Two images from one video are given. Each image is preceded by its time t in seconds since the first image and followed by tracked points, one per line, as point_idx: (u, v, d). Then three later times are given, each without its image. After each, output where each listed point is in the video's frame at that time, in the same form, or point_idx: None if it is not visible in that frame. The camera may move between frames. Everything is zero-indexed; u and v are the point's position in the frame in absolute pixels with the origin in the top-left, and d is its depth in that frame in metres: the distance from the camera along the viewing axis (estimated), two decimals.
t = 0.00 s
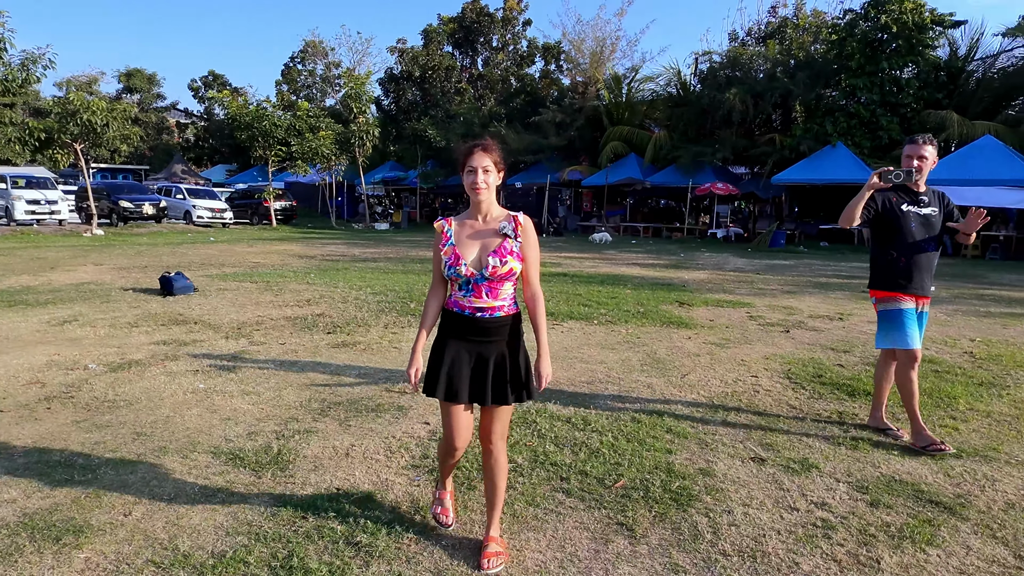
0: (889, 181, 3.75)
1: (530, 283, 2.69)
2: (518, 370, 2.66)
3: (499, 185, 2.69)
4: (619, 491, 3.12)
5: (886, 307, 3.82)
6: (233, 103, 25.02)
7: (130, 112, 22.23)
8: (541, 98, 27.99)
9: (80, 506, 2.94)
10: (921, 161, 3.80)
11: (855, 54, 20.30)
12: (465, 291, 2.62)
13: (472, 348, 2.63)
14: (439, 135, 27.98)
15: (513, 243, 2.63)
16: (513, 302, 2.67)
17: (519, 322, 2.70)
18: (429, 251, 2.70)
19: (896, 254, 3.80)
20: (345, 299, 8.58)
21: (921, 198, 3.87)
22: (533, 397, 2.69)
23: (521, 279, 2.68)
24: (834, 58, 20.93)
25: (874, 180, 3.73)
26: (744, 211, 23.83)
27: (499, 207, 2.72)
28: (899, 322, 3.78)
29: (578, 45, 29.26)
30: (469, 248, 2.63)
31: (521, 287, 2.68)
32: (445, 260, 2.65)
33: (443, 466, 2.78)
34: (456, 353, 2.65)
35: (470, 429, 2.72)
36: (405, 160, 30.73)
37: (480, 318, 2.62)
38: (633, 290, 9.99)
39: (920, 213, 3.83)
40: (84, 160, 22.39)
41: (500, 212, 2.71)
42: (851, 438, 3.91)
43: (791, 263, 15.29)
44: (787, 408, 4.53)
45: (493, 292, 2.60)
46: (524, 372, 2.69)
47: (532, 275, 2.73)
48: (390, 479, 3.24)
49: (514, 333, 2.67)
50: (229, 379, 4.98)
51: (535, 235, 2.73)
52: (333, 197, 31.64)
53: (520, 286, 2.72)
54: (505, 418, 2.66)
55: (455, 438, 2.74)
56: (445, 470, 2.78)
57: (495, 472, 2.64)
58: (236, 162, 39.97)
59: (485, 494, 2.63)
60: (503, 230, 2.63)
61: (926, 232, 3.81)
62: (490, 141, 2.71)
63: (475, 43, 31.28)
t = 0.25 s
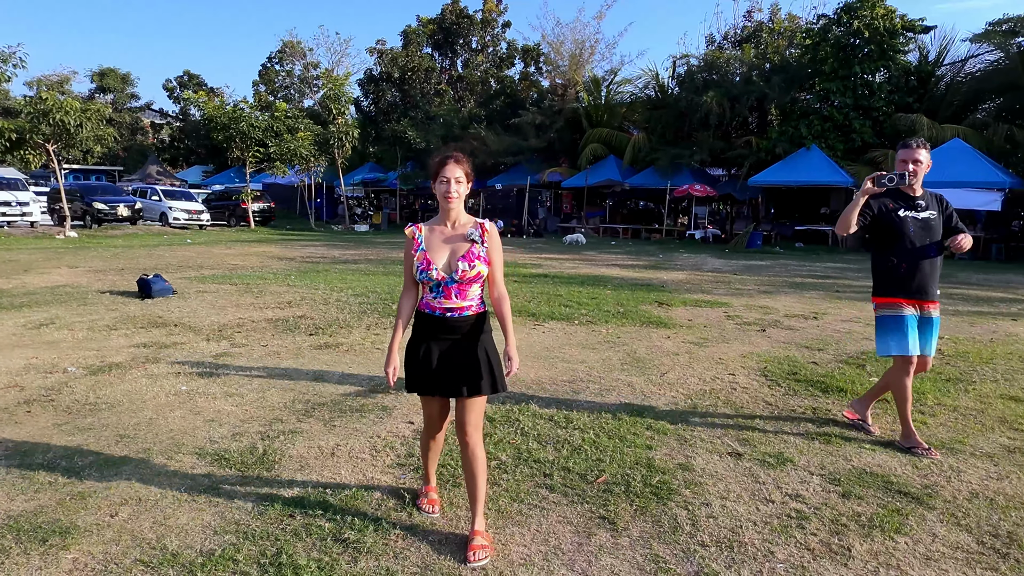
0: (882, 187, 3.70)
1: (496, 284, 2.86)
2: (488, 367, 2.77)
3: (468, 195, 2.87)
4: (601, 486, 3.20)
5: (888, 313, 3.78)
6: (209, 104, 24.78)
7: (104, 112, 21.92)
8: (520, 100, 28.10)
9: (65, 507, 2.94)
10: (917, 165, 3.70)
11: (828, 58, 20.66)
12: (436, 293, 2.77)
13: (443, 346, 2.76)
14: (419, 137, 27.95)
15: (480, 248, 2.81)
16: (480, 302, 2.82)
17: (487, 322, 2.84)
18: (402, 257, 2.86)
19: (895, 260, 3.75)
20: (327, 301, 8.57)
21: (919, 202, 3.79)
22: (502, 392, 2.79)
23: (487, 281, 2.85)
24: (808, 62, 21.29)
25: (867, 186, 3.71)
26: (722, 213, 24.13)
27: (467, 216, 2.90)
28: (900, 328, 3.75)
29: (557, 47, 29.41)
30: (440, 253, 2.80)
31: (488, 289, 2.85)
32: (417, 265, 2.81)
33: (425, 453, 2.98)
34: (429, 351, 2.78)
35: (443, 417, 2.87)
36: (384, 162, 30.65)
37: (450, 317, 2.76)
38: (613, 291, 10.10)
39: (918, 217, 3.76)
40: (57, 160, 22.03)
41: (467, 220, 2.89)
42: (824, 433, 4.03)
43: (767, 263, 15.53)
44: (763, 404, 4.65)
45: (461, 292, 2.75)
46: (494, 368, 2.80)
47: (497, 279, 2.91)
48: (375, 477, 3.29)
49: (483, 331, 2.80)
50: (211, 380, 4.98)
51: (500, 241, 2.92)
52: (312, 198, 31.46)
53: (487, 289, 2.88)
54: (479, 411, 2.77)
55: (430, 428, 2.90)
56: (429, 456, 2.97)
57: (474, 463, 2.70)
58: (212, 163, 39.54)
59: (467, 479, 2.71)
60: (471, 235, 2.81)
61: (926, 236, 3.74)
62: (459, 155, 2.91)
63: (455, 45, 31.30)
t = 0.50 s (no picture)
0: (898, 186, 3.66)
1: (485, 278, 2.92)
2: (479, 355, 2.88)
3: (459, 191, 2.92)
4: (600, 485, 3.23)
5: (898, 312, 3.76)
6: (205, 105, 24.77)
7: (99, 113, 21.89)
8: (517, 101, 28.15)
9: (67, 507, 2.95)
10: (933, 164, 3.64)
11: (823, 59, 20.74)
12: (429, 285, 2.84)
13: (436, 336, 2.84)
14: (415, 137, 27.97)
15: (469, 242, 2.87)
16: (471, 293, 2.90)
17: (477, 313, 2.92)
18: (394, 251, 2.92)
19: (909, 261, 3.71)
20: (325, 301, 8.60)
21: (938, 201, 3.70)
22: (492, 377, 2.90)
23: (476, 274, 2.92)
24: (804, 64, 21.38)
25: (883, 186, 3.67)
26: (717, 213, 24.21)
27: (456, 210, 2.96)
28: (911, 328, 3.72)
29: (553, 48, 29.46)
30: (430, 247, 2.86)
31: (478, 281, 2.92)
32: (409, 258, 2.87)
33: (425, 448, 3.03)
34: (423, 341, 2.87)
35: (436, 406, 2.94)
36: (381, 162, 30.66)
37: (442, 308, 2.83)
38: (610, 292, 10.14)
39: (935, 217, 3.68)
40: (53, 161, 21.99)
41: (457, 214, 2.94)
42: (820, 431, 4.07)
43: (763, 264, 15.57)
44: (760, 403, 4.68)
45: (453, 285, 2.83)
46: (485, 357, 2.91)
47: (486, 272, 2.97)
48: (376, 476, 3.31)
49: (473, 321, 2.88)
50: (210, 381, 5.00)
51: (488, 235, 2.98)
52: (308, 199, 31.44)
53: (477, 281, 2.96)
54: (471, 398, 2.89)
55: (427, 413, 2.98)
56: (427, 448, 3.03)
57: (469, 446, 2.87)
58: (208, 164, 39.49)
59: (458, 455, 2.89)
60: (460, 230, 2.87)
61: (943, 237, 3.65)
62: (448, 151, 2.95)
63: (451, 46, 31.35)
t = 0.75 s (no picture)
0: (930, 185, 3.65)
1: (494, 273, 3.12)
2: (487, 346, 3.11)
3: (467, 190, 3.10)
4: (607, 485, 3.24)
5: (924, 313, 3.72)
6: (209, 105, 24.82)
7: (104, 113, 21.94)
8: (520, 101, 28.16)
9: (76, 507, 2.96)
10: (968, 164, 3.56)
11: (827, 59, 20.72)
12: (440, 281, 3.02)
13: (447, 330, 3.04)
14: (419, 137, 28.00)
15: (480, 239, 3.06)
16: (479, 288, 3.10)
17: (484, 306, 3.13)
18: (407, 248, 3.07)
19: (939, 262, 3.66)
20: (329, 301, 8.61)
21: (975, 203, 3.62)
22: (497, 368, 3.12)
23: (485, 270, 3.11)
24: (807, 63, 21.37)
25: (911, 186, 3.67)
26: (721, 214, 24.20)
27: (464, 209, 3.14)
28: (935, 331, 3.69)
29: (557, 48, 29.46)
30: (443, 244, 3.03)
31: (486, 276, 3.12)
32: (422, 255, 3.03)
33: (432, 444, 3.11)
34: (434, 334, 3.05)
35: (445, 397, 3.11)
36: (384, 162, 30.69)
37: (452, 303, 3.02)
38: (614, 291, 10.14)
39: (969, 219, 3.60)
40: (57, 161, 22.05)
41: (465, 213, 3.13)
42: (826, 432, 4.08)
43: (768, 264, 15.56)
44: (765, 403, 4.69)
45: (464, 281, 3.01)
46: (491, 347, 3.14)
47: (493, 267, 3.17)
48: (383, 476, 3.32)
49: (481, 314, 3.09)
50: (218, 381, 5.01)
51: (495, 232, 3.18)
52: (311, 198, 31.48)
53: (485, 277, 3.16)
54: (477, 385, 3.14)
55: (433, 405, 3.12)
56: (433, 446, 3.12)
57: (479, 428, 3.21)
58: (212, 164, 39.57)
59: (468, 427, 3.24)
60: (470, 228, 3.06)
61: (974, 240, 3.58)
62: (457, 151, 3.12)
63: (454, 45, 31.38)
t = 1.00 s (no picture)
0: (966, 184, 3.71)
1: (515, 274, 3.24)
2: (507, 343, 3.24)
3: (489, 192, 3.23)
4: (616, 485, 3.23)
5: (956, 313, 3.73)
6: (216, 105, 24.91)
7: (112, 113, 22.03)
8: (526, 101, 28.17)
9: (88, 505, 2.97)
10: (1004, 163, 3.58)
11: (835, 58, 20.66)
12: (465, 280, 3.14)
13: (471, 327, 3.16)
14: (425, 137, 28.02)
15: (502, 240, 3.20)
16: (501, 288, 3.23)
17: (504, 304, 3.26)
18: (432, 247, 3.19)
19: (972, 262, 3.67)
20: (337, 301, 8.63)
21: (1012, 203, 3.60)
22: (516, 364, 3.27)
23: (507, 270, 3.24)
24: (815, 63, 21.31)
25: (947, 184, 3.73)
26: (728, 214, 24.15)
27: (486, 210, 3.27)
28: (966, 330, 3.70)
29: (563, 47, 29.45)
30: (467, 245, 3.16)
31: (507, 276, 3.25)
32: (447, 255, 3.16)
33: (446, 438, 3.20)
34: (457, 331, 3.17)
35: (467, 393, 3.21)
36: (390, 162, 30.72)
37: (475, 301, 3.15)
38: (621, 291, 10.13)
39: (1005, 219, 3.59)
40: (66, 161, 22.16)
41: (488, 214, 3.26)
42: (837, 432, 4.07)
43: (775, 264, 15.51)
44: (775, 404, 4.68)
45: (487, 280, 3.15)
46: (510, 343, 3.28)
47: (513, 267, 3.31)
48: (393, 475, 3.32)
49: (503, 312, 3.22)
50: (227, 380, 5.02)
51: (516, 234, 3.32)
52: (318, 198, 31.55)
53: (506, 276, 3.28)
54: (496, 380, 3.26)
55: (453, 401, 3.20)
56: (449, 440, 3.20)
57: (493, 423, 3.32)
58: (219, 164, 39.69)
59: (485, 425, 3.32)
60: (494, 229, 3.19)
61: (1008, 240, 3.56)
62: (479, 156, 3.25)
63: (460, 45, 31.42)
